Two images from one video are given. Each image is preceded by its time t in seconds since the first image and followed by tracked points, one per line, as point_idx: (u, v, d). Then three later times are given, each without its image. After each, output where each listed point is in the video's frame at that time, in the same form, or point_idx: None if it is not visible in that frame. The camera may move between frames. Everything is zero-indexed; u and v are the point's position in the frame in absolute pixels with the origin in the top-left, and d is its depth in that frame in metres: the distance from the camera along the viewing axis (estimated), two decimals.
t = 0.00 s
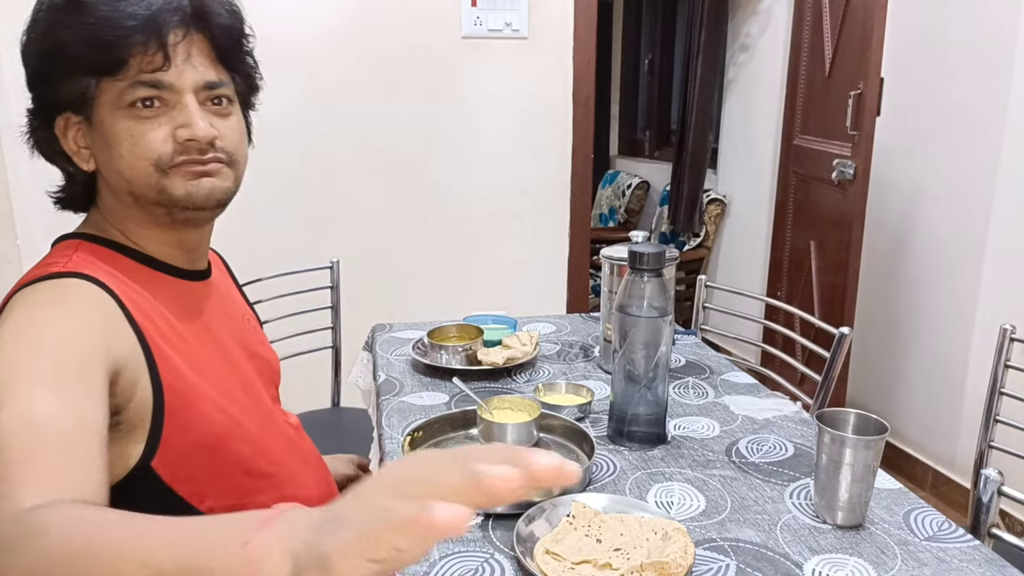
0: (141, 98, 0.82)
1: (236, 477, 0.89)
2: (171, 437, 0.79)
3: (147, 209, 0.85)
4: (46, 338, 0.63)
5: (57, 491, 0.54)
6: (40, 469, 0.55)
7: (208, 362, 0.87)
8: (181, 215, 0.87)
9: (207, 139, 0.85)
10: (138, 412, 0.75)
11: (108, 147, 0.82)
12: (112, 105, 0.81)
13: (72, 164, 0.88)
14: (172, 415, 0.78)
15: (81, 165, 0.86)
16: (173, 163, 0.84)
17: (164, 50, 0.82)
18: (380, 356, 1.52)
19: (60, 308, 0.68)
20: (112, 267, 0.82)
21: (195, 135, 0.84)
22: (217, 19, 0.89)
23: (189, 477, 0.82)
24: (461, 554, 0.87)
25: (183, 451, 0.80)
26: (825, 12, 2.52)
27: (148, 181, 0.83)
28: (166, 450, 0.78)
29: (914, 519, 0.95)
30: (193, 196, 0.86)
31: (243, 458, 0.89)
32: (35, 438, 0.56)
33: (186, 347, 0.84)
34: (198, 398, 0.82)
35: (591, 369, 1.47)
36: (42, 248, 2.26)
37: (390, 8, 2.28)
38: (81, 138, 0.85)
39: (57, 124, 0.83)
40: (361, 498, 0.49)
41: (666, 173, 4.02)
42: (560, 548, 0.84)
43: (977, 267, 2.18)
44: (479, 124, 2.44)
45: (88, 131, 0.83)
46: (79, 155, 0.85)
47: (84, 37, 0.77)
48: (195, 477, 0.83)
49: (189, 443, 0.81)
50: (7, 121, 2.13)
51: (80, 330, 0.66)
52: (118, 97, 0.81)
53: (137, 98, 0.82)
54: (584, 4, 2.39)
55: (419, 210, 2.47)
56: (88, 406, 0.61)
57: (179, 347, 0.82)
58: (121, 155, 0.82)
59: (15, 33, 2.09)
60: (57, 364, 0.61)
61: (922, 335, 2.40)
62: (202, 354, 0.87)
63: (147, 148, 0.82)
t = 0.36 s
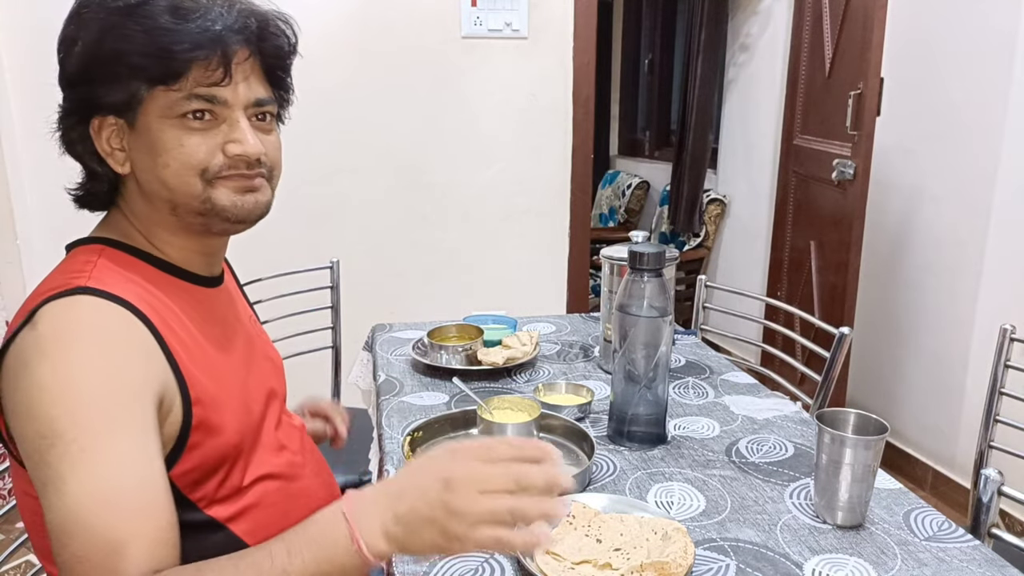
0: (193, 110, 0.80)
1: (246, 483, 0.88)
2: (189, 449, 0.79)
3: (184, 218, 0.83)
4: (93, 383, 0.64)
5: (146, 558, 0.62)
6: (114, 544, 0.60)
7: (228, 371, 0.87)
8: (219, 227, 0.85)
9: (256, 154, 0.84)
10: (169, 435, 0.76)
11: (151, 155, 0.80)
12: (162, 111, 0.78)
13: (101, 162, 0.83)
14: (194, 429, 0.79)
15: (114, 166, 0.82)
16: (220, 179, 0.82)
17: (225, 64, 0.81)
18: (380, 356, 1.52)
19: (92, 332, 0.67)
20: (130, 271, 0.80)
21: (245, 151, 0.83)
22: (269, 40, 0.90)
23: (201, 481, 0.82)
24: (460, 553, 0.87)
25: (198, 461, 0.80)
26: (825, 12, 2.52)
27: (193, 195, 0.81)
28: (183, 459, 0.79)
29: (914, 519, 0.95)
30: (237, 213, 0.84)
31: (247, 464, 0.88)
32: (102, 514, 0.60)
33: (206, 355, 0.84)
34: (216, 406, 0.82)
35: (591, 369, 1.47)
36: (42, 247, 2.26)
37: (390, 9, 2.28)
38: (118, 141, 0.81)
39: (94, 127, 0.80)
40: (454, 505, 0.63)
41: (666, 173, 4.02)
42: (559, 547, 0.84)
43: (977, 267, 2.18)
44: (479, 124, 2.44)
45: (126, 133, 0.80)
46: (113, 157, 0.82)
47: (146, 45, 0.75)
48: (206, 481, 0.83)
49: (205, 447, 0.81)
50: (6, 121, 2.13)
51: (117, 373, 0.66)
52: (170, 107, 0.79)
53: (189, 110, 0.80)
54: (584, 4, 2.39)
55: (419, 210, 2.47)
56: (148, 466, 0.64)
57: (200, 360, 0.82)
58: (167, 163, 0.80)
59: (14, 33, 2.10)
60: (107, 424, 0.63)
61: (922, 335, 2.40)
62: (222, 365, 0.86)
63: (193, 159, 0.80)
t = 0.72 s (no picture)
0: (209, 131, 0.79)
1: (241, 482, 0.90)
2: (182, 454, 0.80)
3: (193, 233, 0.83)
4: (96, 403, 0.67)
5: (140, 567, 0.69)
6: (114, 555, 0.67)
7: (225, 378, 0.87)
8: (227, 245, 0.85)
9: (270, 177, 0.83)
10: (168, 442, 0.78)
11: (165, 172, 0.79)
12: (176, 130, 0.78)
13: (112, 170, 0.83)
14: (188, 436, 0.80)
15: (127, 178, 0.82)
16: (230, 201, 0.82)
17: (244, 87, 0.81)
18: (380, 356, 1.52)
19: (94, 350, 0.69)
20: (137, 277, 0.81)
21: (258, 174, 0.82)
22: (292, 64, 0.89)
23: (196, 483, 0.83)
24: (461, 554, 0.87)
25: (190, 467, 0.82)
26: (825, 12, 2.52)
27: (203, 213, 0.81)
28: (176, 466, 0.80)
29: (915, 519, 0.95)
30: (246, 235, 0.84)
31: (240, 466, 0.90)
32: (106, 528, 0.66)
33: (206, 362, 0.84)
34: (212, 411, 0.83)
35: (591, 369, 1.47)
36: (42, 247, 2.27)
37: (389, 8, 2.28)
38: (132, 153, 0.81)
39: (109, 137, 0.79)
40: (400, 477, 0.81)
41: (666, 173, 4.02)
42: (560, 548, 0.84)
43: (978, 267, 2.18)
44: (479, 124, 2.44)
45: (141, 147, 0.80)
46: (127, 170, 0.81)
47: (165, 65, 0.75)
48: (201, 482, 0.84)
49: (202, 451, 0.82)
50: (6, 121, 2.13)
51: (121, 393, 0.69)
52: (185, 126, 0.78)
53: (205, 130, 0.79)
54: (584, 3, 2.39)
55: (419, 210, 2.47)
56: (146, 483, 0.70)
57: (198, 365, 0.82)
58: (179, 183, 0.79)
59: (14, 33, 2.10)
60: (111, 445, 0.67)
61: (923, 336, 2.40)
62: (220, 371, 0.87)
63: (205, 180, 0.79)
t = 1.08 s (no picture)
0: (253, 137, 0.79)
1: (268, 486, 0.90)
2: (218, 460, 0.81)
3: (230, 241, 0.83)
4: (140, 414, 0.67)
5: None
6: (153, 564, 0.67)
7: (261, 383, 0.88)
8: (264, 255, 0.85)
9: (309, 186, 0.83)
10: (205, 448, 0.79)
11: (205, 179, 0.79)
12: (221, 137, 0.78)
13: (150, 175, 0.82)
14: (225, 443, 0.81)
15: (165, 182, 0.81)
16: (270, 209, 0.82)
17: (290, 95, 0.80)
18: (380, 356, 1.52)
19: (143, 359, 0.69)
20: (174, 281, 0.82)
21: (298, 182, 0.82)
22: (337, 74, 0.88)
23: (228, 487, 0.84)
24: (460, 554, 0.87)
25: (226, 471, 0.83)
26: (825, 12, 2.52)
27: (243, 222, 0.81)
28: (212, 470, 0.81)
29: (914, 519, 0.95)
30: (284, 246, 0.84)
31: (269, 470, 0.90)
32: (146, 538, 0.67)
33: (245, 368, 0.85)
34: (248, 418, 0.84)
35: (591, 369, 1.47)
36: (42, 247, 2.27)
37: (389, 8, 2.28)
38: (172, 157, 0.80)
39: (150, 142, 0.79)
40: (422, 472, 0.82)
41: (666, 173, 4.02)
42: (560, 548, 0.84)
43: (978, 267, 2.18)
44: (480, 124, 2.44)
45: (181, 152, 0.79)
46: (166, 174, 0.81)
47: (212, 73, 0.75)
48: (232, 486, 0.85)
49: (235, 455, 0.83)
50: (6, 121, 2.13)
51: (168, 403, 0.70)
52: (228, 132, 0.78)
53: (248, 136, 0.79)
54: (583, 2, 2.38)
55: (419, 210, 2.47)
56: (187, 494, 0.70)
57: (235, 371, 0.83)
58: (222, 191, 0.79)
59: (14, 32, 2.10)
60: (158, 454, 0.68)
61: (923, 336, 2.40)
62: (256, 378, 0.87)
63: (248, 188, 0.79)
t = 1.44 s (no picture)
0: (216, 127, 0.79)
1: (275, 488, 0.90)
2: (225, 462, 0.81)
3: (229, 232, 0.84)
4: (143, 415, 0.67)
5: None
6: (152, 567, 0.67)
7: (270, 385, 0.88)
8: (261, 237, 0.86)
9: (288, 159, 0.83)
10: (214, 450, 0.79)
11: (187, 179, 0.79)
12: (190, 136, 0.78)
13: (137, 189, 0.83)
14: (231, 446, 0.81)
15: (152, 192, 0.82)
16: (256, 192, 0.82)
17: (237, 77, 0.79)
18: (380, 356, 1.52)
19: (146, 360, 0.69)
20: (184, 284, 0.82)
21: (275, 160, 0.82)
22: (280, 37, 0.87)
23: (234, 488, 0.84)
24: (461, 553, 0.87)
25: (234, 472, 0.83)
26: (825, 12, 2.52)
27: (234, 210, 0.82)
28: (220, 471, 0.81)
29: (915, 519, 0.95)
30: (280, 225, 0.85)
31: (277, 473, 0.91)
32: (144, 540, 0.67)
33: (253, 369, 0.85)
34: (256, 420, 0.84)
35: (591, 369, 1.47)
36: (41, 248, 2.26)
37: (389, 8, 2.28)
38: (151, 167, 0.80)
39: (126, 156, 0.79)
40: (411, 469, 0.83)
41: (666, 173, 4.02)
42: (560, 548, 0.83)
43: (978, 267, 2.18)
44: (479, 124, 2.44)
45: (157, 160, 0.80)
46: (150, 184, 0.81)
47: (159, 73, 0.74)
48: (240, 488, 0.85)
49: (243, 456, 0.83)
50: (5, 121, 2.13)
51: (172, 405, 0.70)
52: (193, 129, 0.78)
53: (212, 126, 0.79)
54: (584, 2, 2.38)
55: (419, 210, 2.47)
56: (187, 499, 0.70)
57: (245, 371, 0.83)
58: (202, 188, 0.80)
59: (14, 32, 2.10)
60: (161, 456, 0.68)
61: (923, 336, 2.40)
62: (266, 379, 0.87)
63: (229, 180, 0.80)
